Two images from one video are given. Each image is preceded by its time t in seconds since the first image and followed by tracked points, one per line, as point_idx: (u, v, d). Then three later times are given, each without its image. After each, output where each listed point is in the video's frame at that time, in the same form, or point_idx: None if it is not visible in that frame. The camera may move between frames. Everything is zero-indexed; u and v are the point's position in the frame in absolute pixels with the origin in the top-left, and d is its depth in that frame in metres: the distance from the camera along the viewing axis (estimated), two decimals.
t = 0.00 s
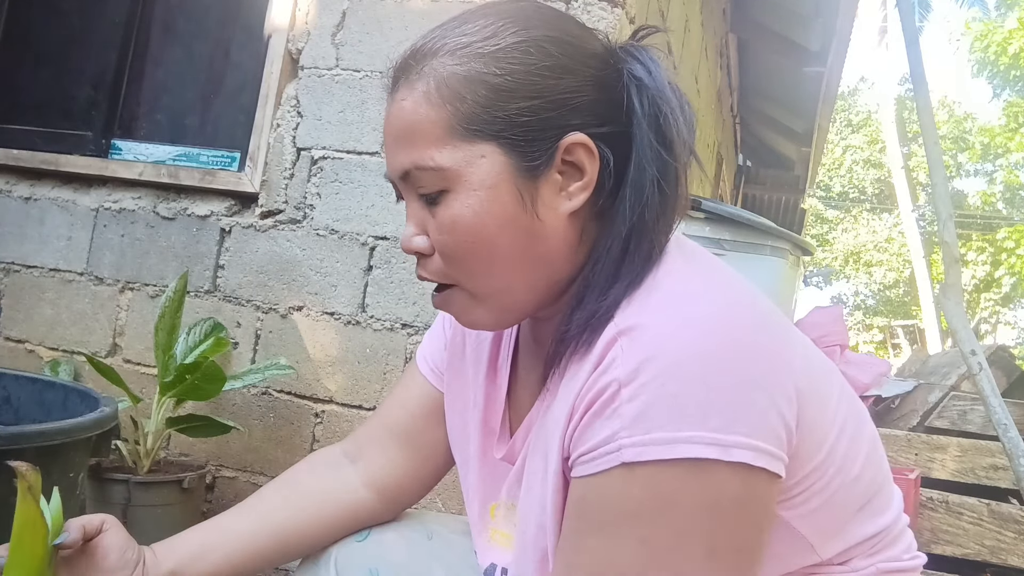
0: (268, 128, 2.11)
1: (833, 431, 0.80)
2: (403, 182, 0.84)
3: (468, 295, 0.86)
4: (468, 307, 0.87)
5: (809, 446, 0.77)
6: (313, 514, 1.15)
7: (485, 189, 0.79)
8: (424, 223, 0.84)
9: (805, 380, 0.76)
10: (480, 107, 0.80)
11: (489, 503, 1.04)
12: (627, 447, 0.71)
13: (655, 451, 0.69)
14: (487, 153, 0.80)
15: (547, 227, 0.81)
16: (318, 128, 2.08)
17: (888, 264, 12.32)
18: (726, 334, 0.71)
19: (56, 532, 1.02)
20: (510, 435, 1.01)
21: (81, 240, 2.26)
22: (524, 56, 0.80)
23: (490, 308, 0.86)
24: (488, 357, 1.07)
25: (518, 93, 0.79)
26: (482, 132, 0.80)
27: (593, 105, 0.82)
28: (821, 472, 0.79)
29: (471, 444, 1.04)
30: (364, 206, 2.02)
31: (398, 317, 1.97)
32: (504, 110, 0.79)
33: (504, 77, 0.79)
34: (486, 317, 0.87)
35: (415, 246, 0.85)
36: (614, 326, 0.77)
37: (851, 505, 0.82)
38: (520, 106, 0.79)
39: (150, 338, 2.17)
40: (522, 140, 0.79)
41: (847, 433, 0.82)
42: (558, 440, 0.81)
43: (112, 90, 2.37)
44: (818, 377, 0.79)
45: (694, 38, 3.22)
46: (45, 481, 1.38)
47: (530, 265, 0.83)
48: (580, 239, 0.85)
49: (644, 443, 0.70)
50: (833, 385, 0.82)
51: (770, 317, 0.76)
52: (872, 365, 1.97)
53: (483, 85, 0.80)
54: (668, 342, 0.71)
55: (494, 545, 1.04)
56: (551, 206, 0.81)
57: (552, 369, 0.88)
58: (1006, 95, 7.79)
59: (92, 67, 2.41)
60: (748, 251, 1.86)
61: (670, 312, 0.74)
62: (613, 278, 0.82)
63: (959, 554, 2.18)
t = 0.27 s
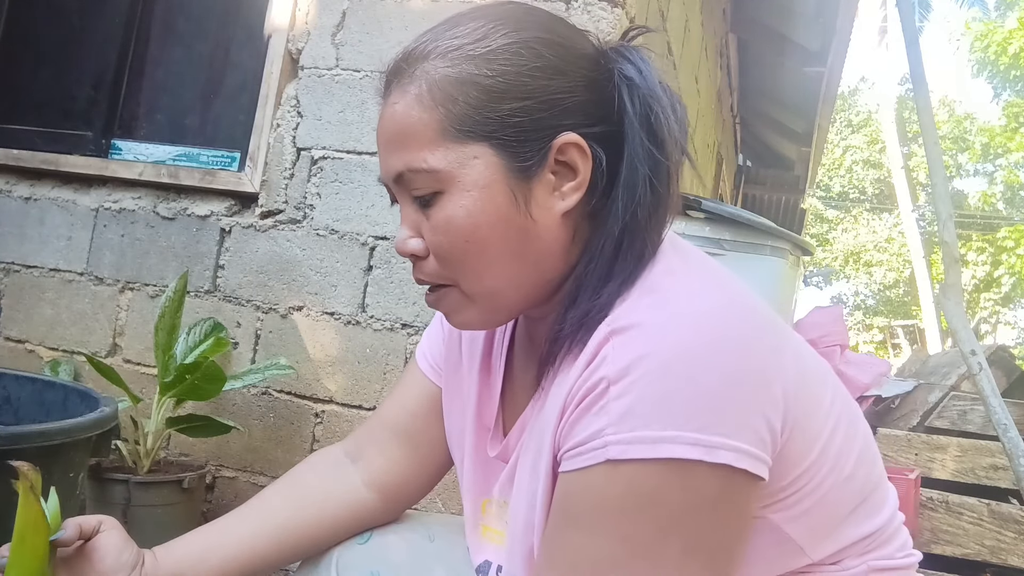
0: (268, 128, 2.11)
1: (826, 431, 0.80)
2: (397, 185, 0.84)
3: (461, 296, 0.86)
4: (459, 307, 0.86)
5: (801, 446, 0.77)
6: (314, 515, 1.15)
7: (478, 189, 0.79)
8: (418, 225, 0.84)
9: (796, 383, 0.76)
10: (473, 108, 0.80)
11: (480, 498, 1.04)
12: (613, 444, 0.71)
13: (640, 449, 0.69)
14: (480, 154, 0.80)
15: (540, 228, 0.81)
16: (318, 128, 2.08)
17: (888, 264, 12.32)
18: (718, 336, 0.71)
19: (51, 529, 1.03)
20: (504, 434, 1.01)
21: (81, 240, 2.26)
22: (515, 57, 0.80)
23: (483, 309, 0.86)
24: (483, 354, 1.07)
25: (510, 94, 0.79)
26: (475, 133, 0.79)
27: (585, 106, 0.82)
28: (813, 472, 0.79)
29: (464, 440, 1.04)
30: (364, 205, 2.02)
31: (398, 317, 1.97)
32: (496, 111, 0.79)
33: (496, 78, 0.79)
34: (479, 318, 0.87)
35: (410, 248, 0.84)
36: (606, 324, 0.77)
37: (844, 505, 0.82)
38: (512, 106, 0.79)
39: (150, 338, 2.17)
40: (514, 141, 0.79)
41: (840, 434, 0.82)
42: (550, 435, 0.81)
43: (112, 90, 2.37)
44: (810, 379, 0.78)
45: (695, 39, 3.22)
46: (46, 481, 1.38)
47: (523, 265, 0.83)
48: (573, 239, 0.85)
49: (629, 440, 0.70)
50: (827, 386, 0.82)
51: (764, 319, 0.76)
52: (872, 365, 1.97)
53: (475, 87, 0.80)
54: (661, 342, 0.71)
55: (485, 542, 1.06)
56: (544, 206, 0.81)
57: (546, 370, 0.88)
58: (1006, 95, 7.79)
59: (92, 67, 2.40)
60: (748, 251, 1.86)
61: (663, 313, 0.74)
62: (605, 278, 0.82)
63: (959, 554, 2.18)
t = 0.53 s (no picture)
0: (269, 128, 2.11)
1: (821, 434, 0.80)
2: (387, 193, 0.84)
3: (452, 302, 0.85)
4: (454, 313, 0.86)
5: (796, 450, 0.77)
6: (314, 517, 1.15)
7: (467, 196, 0.79)
8: (409, 232, 0.84)
9: (790, 387, 0.75)
10: (461, 115, 0.79)
11: (475, 500, 1.04)
12: (605, 447, 0.71)
13: (631, 451, 0.69)
14: (469, 160, 0.80)
15: (530, 234, 0.81)
16: (318, 128, 2.08)
17: (888, 264, 12.32)
18: (709, 339, 0.71)
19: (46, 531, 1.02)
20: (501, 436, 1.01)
21: (81, 240, 2.26)
22: (502, 63, 0.80)
23: (475, 314, 0.86)
24: (479, 354, 1.06)
25: (498, 100, 0.79)
26: (463, 140, 0.79)
27: (574, 111, 0.82)
28: (808, 476, 0.79)
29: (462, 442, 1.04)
30: (364, 205, 2.02)
31: (398, 317, 1.97)
32: (484, 117, 0.79)
33: (483, 85, 0.79)
34: (473, 322, 0.87)
35: (401, 255, 0.84)
36: (600, 328, 0.77)
37: (840, 507, 0.82)
38: (501, 112, 0.79)
39: (150, 338, 2.17)
40: (503, 148, 0.79)
41: (836, 436, 0.82)
42: (545, 440, 0.81)
43: (112, 90, 2.37)
44: (805, 381, 0.78)
45: (695, 39, 3.22)
46: (46, 481, 1.38)
47: (514, 270, 0.83)
48: (564, 243, 0.85)
49: (620, 443, 0.70)
50: (823, 388, 0.82)
51: (758, 322, 0.75)
52: (872, 365, 1.97)
53: (463, 94, 0.80)
54: (652, 346, 0.71)
55: (483, 545, 1.05)
56: (535, 211, 0.81)
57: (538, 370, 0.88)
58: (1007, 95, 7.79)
59: (92, 67, 2.40)
60: (748, 251, 1.85)
61: (655, 317, 0.74)
62: (597, 283, 0.82)
63: (959, 553, 2.18)
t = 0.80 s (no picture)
0: (268, 128, 2.11)
1: (823, 433, 0.80)
2: (397, 181, 0.84)
3: (458, 295, 0.85)
4: (458, 308, 0.86)
5: (799, 450, 0.77)
6: (314, 516, 1.15)
7: (481, 189, 0.79)
8: (416, 223, 0.83)
9: (792, 387, 0.75)
10: (479, 107, 0.79)
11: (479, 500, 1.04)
12: (610, 457, 0.71)
13: (637, 462, 0.70)
14: (484, 152, 0.79)
15: (542, 230, 0.82)
16: (318, 128, 2.07)
17: (887, 264, 12.32)
18: (710, 346, 0.71)
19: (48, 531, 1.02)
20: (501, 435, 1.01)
21: (81, 240, 2.26)
22: (522, 56, 0.80)
23: (481, 311, 0.86)
24: (481, 353, 1.06)
25: (517, 93, 0.79)
26: (480, 132, 0.79)
27: (590, 108, 0.82)
28: (811, 476, 0.79)
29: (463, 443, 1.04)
30: (364, 205, 2.02)
31: (398, 317, 1.97)
32: (502, 110, 0.79)
33: (503, 77, 0.79)
34: (475, 320, 0.87)
35: (407, 245, 0.84)
36: (601, 332, 0.77)
37: (842, 506, 0.82)
38: (518, 106, 0.79)
39: (150, 338, 2.17)
40: (519, 140, 0.79)
41: (838, 434, 0.82)
42: (545, 446, 0.81)
43: (112, 90, 2.37)
44: (807, 380, 0.78)
45: (695, 38, 3.22)
46: (46, 482, 1.38)
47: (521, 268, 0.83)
48: (572, 241, 0.85)
49: (626, 453, 0.70)
50: (824, 386, 0.82)
51: (759, 324, 0.75)
52: (872, 365, 1.97)
53: (482, 85, 0.79)
54: (653, 353, 0.71)
55: (483, 544, 1.05)
56: (546, 207, 0.81)
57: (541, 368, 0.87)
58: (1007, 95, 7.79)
59: (92, 67, 2.40)
60: (748, 252, 1.85)
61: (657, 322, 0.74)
62: (604, 282, 0.82)
63: (959, 554, 2.18)
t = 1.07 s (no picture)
0: (268, 127, 2.11)
1: (821, 437, 0.80)
2: (397, 184, 0.83)
3: (462, 295, 0.85)
4: (462, 308, 0.86)
5: (796, 453, 0.77)
6: (318, 516, 1.15)
7: (484, 190, 0.79)
8: (418, 225, 0.83)
9: (789, 390, 0.75)
10: (478, 108, 0.79)
11: (476, 496, 1.04)
12: (601, 453, 0.71)
13: (628, 457, 0.70)
14: (484, 153, 0.79)
15: (545, 230, 0.82)
16: (318, 128, 2.07)
17: (887, 264, 12.32)
18: (708, 345, 0.71)
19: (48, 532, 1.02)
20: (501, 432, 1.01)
21: (81, 240, 2.26)
22: (520, 56, 0.79)
23: (484, 310, 0.86)
24: (481, 350, 1.06)
25: (516, 94, 0.79)
26: (480, 133, 0.79)
27: (590, 106, 0.82)
28: (807, 481, 0.79)
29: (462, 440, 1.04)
30: (364, 205, 2.02)
31: (398, 317, 1.97)
32: (502, 111, 0.79)
33: (502, 78, 0.79)
34: (479, 319, 0.87)
35: (409, 248, 0.83)
36: (599, 330, 0.77)
37: (839, 510, 0.82)
38: (518, 106, 0.79)
39: (149, 338, 2.17)
40: (520, 141, 0.79)
41: (835, 438, 0.82)
42: (541, 441, 0.81)
43: (112, 89, 2.37)
44: (805, 383, 0.78)
45: (695, 38, 3.22)
46: (46, 482, 1.38)
47: (525, 266, 0.83)
48: (574, 240, 0.85)
49: (617, 449, 0.70)
50: (822, 390, 0.82)
51: (758, 325, 0.75)
52: (872, 365, 1.97)
53: (481, 86, 0.79)
54: (651, 350, 0.71)
55: (483, 541, 1.06)
56: (548, 207, 0.81)
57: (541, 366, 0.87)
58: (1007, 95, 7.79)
59: (92, 67, 2.40)
60: (748, 251, 1.85)
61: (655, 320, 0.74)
62: (604, 280, 0.82)
63: (959, 554, 2.18)
